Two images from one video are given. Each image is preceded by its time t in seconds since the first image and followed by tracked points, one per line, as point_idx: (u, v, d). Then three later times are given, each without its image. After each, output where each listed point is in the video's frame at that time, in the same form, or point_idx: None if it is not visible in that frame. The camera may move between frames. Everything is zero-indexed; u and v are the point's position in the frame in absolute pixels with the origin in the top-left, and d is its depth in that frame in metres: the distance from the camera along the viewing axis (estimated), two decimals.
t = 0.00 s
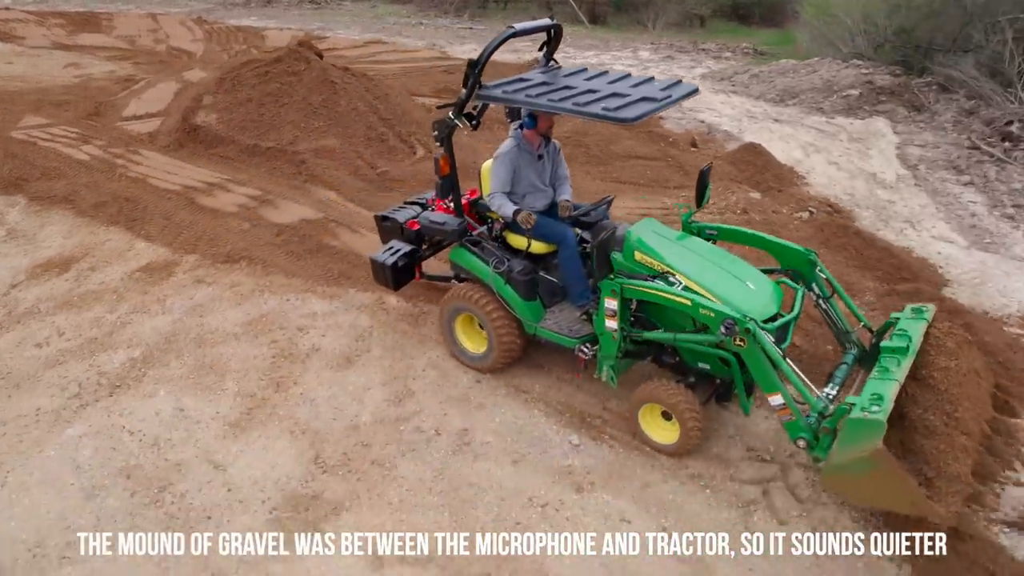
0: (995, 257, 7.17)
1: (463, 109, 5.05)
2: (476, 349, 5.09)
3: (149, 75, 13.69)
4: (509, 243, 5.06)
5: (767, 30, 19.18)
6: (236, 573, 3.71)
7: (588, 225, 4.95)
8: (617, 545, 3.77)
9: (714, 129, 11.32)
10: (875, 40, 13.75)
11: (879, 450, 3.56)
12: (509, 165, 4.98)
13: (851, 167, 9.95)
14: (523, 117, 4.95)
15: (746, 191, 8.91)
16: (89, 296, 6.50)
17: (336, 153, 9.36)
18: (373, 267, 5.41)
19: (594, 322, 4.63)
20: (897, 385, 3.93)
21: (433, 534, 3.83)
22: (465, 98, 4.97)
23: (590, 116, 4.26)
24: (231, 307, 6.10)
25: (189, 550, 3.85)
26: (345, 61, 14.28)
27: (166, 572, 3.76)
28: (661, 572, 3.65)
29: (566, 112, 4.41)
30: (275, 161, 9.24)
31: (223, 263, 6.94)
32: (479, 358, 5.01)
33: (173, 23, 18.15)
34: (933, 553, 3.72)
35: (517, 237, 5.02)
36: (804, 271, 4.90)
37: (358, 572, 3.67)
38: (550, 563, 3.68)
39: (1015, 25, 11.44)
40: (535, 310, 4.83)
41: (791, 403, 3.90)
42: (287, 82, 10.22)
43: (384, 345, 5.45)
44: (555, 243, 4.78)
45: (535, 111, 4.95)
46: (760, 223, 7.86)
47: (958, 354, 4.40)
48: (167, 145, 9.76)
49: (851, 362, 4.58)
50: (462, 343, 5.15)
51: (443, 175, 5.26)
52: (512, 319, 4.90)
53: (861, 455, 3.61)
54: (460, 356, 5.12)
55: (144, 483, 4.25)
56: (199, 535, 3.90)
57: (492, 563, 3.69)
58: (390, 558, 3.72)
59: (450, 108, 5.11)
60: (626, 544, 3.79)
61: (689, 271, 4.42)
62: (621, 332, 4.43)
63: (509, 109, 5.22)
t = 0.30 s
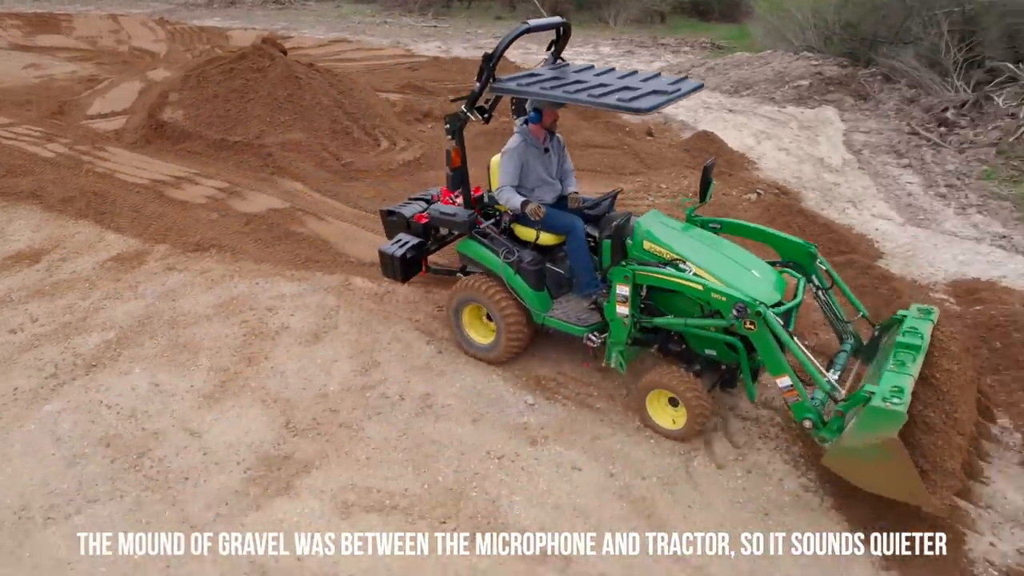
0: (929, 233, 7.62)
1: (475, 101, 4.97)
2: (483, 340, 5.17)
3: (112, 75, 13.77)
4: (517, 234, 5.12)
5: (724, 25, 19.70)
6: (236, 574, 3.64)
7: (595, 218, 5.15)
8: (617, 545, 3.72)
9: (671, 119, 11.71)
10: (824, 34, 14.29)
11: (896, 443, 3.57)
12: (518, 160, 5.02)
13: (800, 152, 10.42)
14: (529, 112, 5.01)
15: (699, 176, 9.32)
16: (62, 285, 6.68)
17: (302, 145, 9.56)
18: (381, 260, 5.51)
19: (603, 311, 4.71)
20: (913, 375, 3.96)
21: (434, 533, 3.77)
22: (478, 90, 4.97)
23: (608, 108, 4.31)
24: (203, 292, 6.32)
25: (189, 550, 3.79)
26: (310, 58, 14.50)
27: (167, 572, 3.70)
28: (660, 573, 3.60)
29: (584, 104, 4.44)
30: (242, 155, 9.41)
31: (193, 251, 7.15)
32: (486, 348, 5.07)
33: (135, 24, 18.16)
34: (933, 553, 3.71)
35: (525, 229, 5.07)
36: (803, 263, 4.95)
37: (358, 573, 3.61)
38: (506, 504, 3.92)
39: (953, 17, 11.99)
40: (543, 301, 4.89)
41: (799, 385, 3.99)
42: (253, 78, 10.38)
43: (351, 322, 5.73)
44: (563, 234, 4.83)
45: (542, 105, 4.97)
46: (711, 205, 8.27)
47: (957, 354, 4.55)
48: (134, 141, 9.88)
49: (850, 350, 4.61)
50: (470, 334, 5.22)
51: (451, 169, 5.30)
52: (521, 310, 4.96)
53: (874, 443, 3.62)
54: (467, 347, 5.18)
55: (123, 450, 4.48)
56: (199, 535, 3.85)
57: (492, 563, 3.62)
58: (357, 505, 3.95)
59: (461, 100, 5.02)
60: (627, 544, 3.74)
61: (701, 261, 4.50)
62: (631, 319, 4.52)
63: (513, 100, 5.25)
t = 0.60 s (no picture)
0: (869, 212, 8.03)
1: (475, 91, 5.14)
2: (478, 325, 5.29)
3: (70, 76, 13.75)
4: (514, 221, 5.27)
5: (681, 20, 20.17)
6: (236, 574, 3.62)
7: (591, 206, 5.17)
8: (618, 545, 3.69)
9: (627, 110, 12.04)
10: (774, 27, 14.77)
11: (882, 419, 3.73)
12: (517, 146, 5.14)
13: (750, 139, 10.85)
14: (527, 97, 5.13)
15: (652, 163, 9.70)
16: (30, 276, 6.80)
17: (266, 140, 9.70)
18: (378, 244, 5.54)
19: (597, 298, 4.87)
20: (899, 356, 4.09)
21: (433, 534, 3.76)
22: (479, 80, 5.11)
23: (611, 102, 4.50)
24: (171, 279, 6.48)
25: (189, 550, 3.76)
26: (272, 56, 14.64)
27: (167, 571, 3.67)
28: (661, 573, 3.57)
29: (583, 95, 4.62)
30: (207, 150, 9.51)
31: (161, 242, 7.30)
32: (482, 333, 5.21)
33: (93, 25, 18.08)
34: (932, 552, 3.70)
35: (522, 216, 5.23)
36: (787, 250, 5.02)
37: (358, 574, 3.60)
38: (464, 458, 4.18)
39: (892, 9, 12.53)
40: (539, 286, 5.07)
41: (789, 364, 4.10)
42: (215, 75, 10.46)
43: (317, 302, 5.97)
44: (560, 221, 5.00)
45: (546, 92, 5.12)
46: (662, 189, 8.66)
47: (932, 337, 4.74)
48: (97, 139, 9.93)
49: (834, 332, 4.74)
50: (465, 319, 5.34)
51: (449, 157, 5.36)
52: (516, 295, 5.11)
53: (862, 420, 3.77)
54: (462, 331, 5.31)
55: (99, 424, 4.67)
56: (199, 535, 3.81)
57: (492, 563, 3.61)
58: (325, 464, 4.19)
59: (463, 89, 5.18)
60: (627, 544, 3.71)
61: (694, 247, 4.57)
62: (627, 305, 4.62)
63: (514, 88, 5.48)
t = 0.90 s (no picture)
0: (813, 194, 8.46)
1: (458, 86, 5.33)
2: (466, 313, 5.44)
3: (27, 79, 13.69)
4: (497, 211, 5.43)
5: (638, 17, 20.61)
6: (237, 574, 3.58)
7: (570, 194, 5.46)
8: (617, 545, 3.68)
9: (585, 103, 12.34)
10: (725, 23, 15.24)
11: (863, 362, 3.86)
12: (499, 137, 5.31)
13: (703, 130, 11.26)
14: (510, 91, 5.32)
15: (608, 153, 10.04)
16: None
17: (230, 136, 9.80)
18: (366, 239, 5.68)
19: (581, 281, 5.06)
20: (876, 304, 4.23)
21: (433, 533, 3.73)
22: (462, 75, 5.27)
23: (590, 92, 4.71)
24: (141, 269, 6.63)
25: (188, 550, 3.72)
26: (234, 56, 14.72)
27: (169, 572, 3.63)
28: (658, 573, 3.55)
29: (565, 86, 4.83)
30: (172, 147, 9.56)
31: (128, 235, 7.43)
32: (469, 321, 5.36)
33: (47, 28, 17.92)
34: (933, 552, 3.64)
35: (505, 206, 5.40)
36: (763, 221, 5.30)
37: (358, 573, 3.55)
38: (426, 422, 4.45)
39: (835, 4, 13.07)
40: (523, 273, 5.26)
41: (771, 323, 4.26)
42: (178, 75, 10.46)
43: (285, 287, 6.18)
44: (541, 208, 5.19)
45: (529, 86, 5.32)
46: (618, 177, 9.01)
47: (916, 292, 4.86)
48: (59, 139, 9.96)
49: (816, 294, 4.92)
50: (454, 308, 5.49)
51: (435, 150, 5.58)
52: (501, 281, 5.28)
53: (844, 365, 3.90)
54: (450, 320, 5.45)
55: (76, 403, 4.84)
56: (198, 535, 3.77)
57: (493, 563, 3.59)
58: (295, 432, 4.43)
59: (444, 85, 5.37)
60: (626, 544, 3.69)
61: (670, 227, 4.81)
62: (608, 285, 4.84)
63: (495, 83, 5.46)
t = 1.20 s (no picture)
0: (766, 182, 8.84)
1: (435, 78, 5.58)
2: (445, 297, 5.60)
3: None
4: (476, 199, 5.51)
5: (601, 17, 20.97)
6: (237, 575, 3.59)
7: (545, 181, 5.44)
8: (617, 546, 3.68)
9: (549, 101, 12.63)
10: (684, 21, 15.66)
11: (827, 312, 4.13)
12: (473, 128, 5.36)
13: (663, 124, 11.63)
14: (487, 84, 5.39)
15: (572, 147, 10.36)
16: None
17: (200, 135, 9.86)
18: (348, 228, 5.93)
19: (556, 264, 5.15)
20: (835, 262, 4.48)
21: (434, 534, 3.72)
22: (439, 66, 5.49)
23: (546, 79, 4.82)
24: (116, 263, 6.77)
25: (189, 550, 3.72)
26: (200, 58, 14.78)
27: (169, 572, 3.64)
28: (659, 572, 3.56)
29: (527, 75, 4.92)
30: (142, 146, 9.63)
31: (101, 231, 7.53)
32: (449, 304, 5.52)
33: (8, 34, 17.75)
34: (933, 553, 3.65)
35: (482, 194, 5.47)
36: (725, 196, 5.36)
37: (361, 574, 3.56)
38: (396, 393, 4.72)
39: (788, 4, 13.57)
40: (500, 256, 5.38)
41: (739, 286, 4.40)
42: (146, 76, 10.54)
43: (258, 276, 6.38)
44: (515, 194, 5.25)
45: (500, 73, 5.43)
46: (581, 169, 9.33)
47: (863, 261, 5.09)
48: (27, 140, 9.97)
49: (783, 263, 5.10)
50: (434, 293, 5.63)
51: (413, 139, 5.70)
52: (479, 266, 5.41)
53: (809, 317, 4.16)
54: (430, 304, 5.60)
55: (57, 386, 5.00)
56: (198, 535, 3.77)
57: (493, 563, 3.61)
58: (271, 406, 4.66)
59: (423, 78, 5.63)
60: (627, 544, 3.70)
61: (640, 207, 4.87)
62: (581, 267, 4.92)
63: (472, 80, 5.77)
